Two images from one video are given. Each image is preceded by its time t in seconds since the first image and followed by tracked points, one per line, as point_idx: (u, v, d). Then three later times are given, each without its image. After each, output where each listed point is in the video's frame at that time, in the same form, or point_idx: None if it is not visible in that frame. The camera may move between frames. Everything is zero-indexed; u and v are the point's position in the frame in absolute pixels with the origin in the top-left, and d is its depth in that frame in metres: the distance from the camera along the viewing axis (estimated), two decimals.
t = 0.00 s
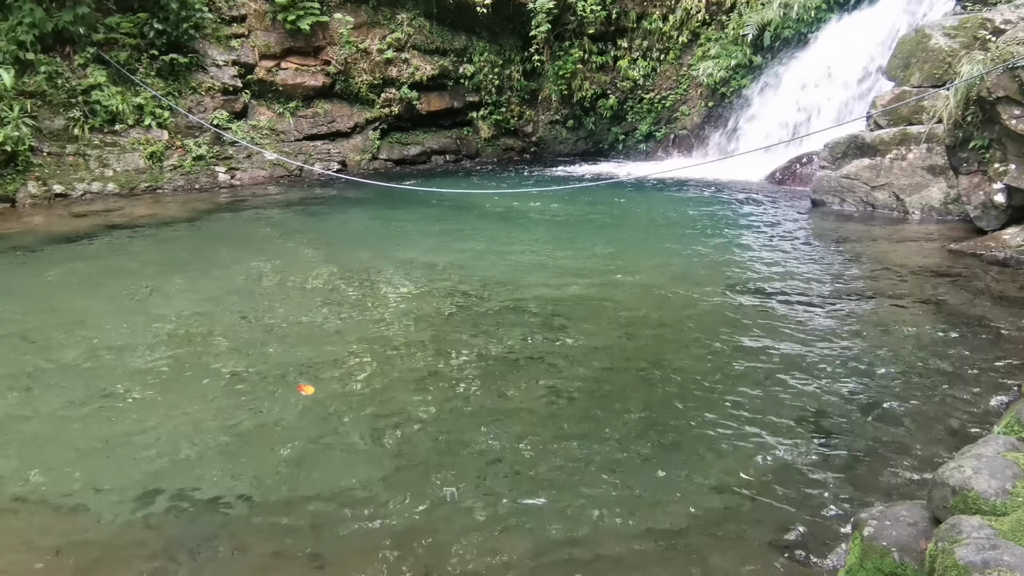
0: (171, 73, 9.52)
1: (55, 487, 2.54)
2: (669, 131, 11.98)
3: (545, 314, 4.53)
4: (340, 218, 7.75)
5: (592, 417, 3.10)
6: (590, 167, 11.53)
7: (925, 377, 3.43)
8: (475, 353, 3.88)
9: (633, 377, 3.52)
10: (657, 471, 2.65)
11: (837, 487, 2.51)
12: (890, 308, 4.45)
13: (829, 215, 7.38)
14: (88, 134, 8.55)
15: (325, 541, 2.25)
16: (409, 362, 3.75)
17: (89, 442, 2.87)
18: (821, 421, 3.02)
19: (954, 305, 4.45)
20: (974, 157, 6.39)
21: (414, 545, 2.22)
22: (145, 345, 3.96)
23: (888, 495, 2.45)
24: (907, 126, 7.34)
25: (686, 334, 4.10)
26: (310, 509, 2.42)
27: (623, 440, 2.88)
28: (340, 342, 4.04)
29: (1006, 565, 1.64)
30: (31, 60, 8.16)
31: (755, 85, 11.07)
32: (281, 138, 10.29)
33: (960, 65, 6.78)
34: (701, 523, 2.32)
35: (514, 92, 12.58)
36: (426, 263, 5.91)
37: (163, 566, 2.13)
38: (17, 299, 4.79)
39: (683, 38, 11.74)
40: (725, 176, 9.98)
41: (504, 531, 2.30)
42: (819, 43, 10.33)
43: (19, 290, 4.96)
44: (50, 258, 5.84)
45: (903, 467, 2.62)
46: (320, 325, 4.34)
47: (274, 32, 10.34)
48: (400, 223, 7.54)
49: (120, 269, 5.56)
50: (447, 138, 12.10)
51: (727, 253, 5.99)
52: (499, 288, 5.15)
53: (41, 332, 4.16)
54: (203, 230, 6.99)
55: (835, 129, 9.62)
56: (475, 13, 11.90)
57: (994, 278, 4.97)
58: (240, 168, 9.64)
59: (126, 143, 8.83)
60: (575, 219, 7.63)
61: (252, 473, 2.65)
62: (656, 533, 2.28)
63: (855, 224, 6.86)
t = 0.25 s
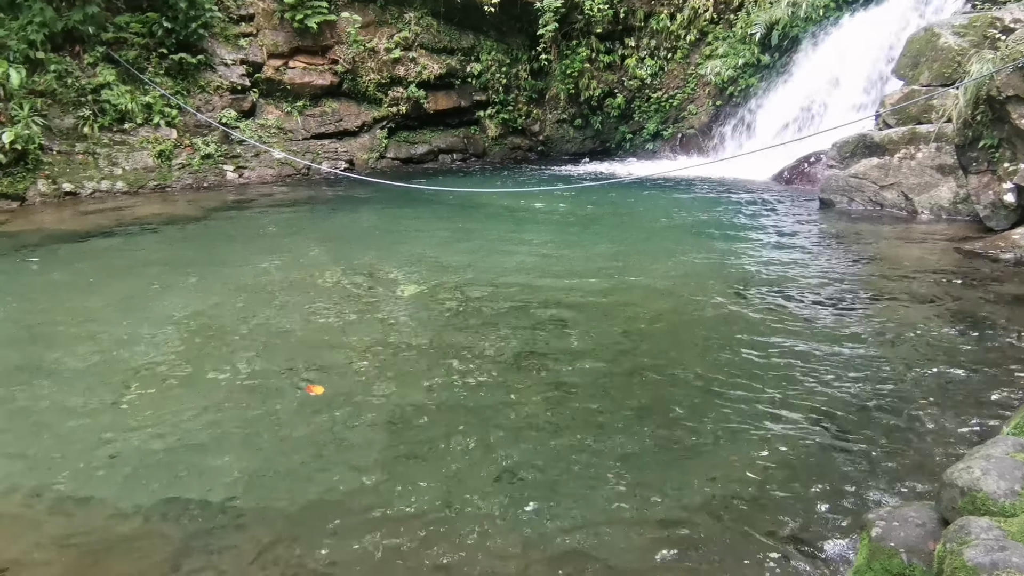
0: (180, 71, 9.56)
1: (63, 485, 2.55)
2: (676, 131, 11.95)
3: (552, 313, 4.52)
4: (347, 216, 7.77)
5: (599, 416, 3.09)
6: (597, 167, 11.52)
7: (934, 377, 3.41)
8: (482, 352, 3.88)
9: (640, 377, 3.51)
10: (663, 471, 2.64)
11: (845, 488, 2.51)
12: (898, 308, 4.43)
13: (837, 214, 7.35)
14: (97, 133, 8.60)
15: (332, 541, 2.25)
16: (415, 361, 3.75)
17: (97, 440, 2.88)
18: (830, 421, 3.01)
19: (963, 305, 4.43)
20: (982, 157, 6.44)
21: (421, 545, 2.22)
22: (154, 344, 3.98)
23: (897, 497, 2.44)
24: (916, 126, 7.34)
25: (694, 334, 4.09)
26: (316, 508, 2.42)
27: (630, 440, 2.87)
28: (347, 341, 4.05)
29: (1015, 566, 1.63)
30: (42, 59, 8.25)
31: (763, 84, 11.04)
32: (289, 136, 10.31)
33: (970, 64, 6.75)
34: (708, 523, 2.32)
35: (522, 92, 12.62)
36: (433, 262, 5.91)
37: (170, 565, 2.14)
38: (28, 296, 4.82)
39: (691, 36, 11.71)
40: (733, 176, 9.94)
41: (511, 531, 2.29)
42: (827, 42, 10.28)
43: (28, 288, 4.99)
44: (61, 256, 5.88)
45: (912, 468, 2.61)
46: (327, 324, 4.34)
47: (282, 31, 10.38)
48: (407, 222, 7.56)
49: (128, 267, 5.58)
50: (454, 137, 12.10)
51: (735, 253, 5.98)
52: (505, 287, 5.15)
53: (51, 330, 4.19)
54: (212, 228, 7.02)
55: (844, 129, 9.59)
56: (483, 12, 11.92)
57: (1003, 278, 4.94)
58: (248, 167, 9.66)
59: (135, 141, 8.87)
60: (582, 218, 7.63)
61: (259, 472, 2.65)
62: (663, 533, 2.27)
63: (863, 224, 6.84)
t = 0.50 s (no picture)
0: (190, 70, 9.60)
1: (73, 483, 2.57)
2: (685, 130, 11.92)
3: (560, 313, 4.52)
4: (355, 215, 7.78)
5: (606, 416, 3.09)
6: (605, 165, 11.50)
7: (944, 378, 3.39)
8: (490, 351, 3.89)
9: (647, 377, 3.51)
10: (670, 471, 2.64)
11: (852, 489, 2.50)
12: (908, 309, 4.40)
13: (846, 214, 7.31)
14: (107, 131, 8.64)
15: (340, 539, 2.26)
16: (423, 360, 3.76)
17: (106, 438, 2.90)
18: (837, 421, 3.01)
19: (972, 305, 4.41)
20: (993, 156, 6.45)
21: (428, 545, 2.22)
22: (163, 342, 4.00)
23: (904, 497, 2.44)
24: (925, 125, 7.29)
25: (702, 334, 4.08)
26: (324, 507, 2.43)
27: (636, 440, 2.87)
28: (355, 340, 4.05)
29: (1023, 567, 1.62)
30: (52, 57, 8.31)
31: (771, 83, 10.99)
32: (298, 135, 10.33)
33: (980, 63, 6.72)
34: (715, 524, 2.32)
35: (530, 91, 12.59)
36: (441, 261, 5.92)
37: (179, 562, 2.15)
38: (38, 294, 4.85)
39: (699, 35, 11.71)
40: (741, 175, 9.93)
41: (517, 530, 2.30)
42: (837, 40, 10.23)
43: (38, 286, 5.02)
44: (71, 254, 5.91)
45: (920, 470, 2.60)
46: (335, 323, 4.35)
47: (292, 31, 10.41)
48: (415, 221, 7.56)
49: (138, 265, 5.61)
50: (462, 136, 12.09)
51: (744, 253, 5.94)
52: (513, 286, 5.15)
53: (61, 328, 4.22)
54: (221, 227, 7.05)
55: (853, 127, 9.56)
56: (491, 11, 12.00)
57: (1014, 278, 4.91)
58: (256, 165, 9.69)
59: (144, 140, 8.92)
60: (590, 217, 7.62)
61: (267, 470, 2.66)
62: (670, 533, 2.27)
63: (872, 223, 6.81)
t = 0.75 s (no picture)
0: (200, 69, 9.64)
1: (84, 480, 2.59)
2: (693, 128, 11.88)
3: (567, 312, 4.52)
4: (364, 213, 7.80)
5: (613, 415, 3.09)
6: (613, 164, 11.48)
7: (955, 378, 3.37)
8: (498, 349, 3.89)
9: (655, 375, 3.50)
10: (677, 470, 2.64)
11: (860, 488, 2.50)
12: (918, 308, 4.38)
13: (856, 213, 7.27)
14: (118, 130, 8.70)
15: (349, 537, 2.27)
16: (432, 358, 3.76)
17: (117, 435, 2.92)
18: (844, 420, 3.01)
19: (983, 305, 4.38)
20: (1005, 155, 6.40)
21: (436, 543, 2.23)
22: (173, 339, 4.02)
23: (913, 496, 2.44)
24: (937, 123, 7.28)
25: (711, 333, 4.07)
26: (332, 505, 2.44)
27: (644, 439, 2.87)
28: (364, 338, 4.07)
29: None
30: (63, 56, 8.37)
31: (781, 81, 10.94)
32: (307, 133, 10.36)
33: (991, 62, 6.69)
34: (723, 523, 2.31)
35: (539, 89, 12.60)
36: (449, 259, 5.93)
37: (188, 559, 2.17)
38: (50, 291, 4.89)
39: (708, 33, 11.69)
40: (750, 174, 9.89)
41: (524, 529, 2.30)
42: (847, 38, 10.19)
43: (50, 283, 5.06)
44: (82, 251, 5.95)
45: (930, 470, 2.59)
46: (344, 321, 4.36)
47: (301, 29, 10.42)
48: (424, 219, 7.58)
49: (148, 263, 5.64)
50: (471, 134, 12.06)
51: (753, 252, 5.92)
52: (522, 285, 5.15)
53: (72, 325, 4.25)
54: (230, 225, 7.08)
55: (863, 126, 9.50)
56: (500, 9, 12.04)
57: None
58: (265, 163, 9.72)
59: (154, 138, 8.96)
60: (598, 216, 7.62)
61: (276, 468, 2.67)
62: (677, 533, 2.27)
63: (882, 222, 6.78)
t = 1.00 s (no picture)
0: (207, 68, 9.67)
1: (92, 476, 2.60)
2: (699, 127, 11.91)
3: (573, 310, 4.52)
4: (370, 211, 7.82)
5: (619, 414, 3.10)
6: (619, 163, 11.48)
7: (962, 378, 3.36)
8: (504, 348, 3.89)
9: (660, 374, 3.50)
10: (683, 469, 2.64)
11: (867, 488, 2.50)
12: (926, 308, 4.37)
13: (862, 212, 7.26)
14: (126, 128, 8.73)
15: (356, 534, 2.28)
16: (438, 356, 3.77)
17: (124, 432, 2.93)
18: (849, 419, 3.01)
19: (991, 305, 4.37)
20: (1014, 155, 6.30)
21: (442, 541, 2.24)
22: (180, 335, 4.05)
23: (920, 496, 2.43)
24: (945, 122, 7.19)
25: (716, 332, 4.08)
26: (339, 502, 2.45)
27: (649, 438, 2.87)
28: (370, 335, 4.09)
29: None
30: (72, 55, 8.40)
31: (789, 80, 10.87)
32: (314, 132, 10.40)
33: (1000, 60, 6.66)
34: (729, 523, 2.31)
35: (546, 88, 12.54)
36: (456, 257, 5.94)
37: (196, 555, 2.18)
38: (58, 288, 4.92)
39: (715, 32, 11.68)
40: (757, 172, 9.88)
41: (530, 526, 2.31)
42: (856, 37, 10.13)
43: (58, 280, 5.09)
44: (90, 248, 5.99)
45: (939, 471, 2.58)
46: (350, 318, 4.38)
47: (308, 28, 10.40)
48: (430, 217, 7.60)
49: (155, 260, 5.67)
50: (477, 133, 12.11)
51: (759, 251, 5.92)
52: (528, 283, 5.15)
53: (80, 321, 4.28)
54: (237, 222, 7.11)
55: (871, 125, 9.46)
56: (506, 8, 12.09)
57: None
58: (272, 162, 9.75)
59: (162, 137, 8.99)
60: (604, 214, 7.62)
61: (282, 464, 2.69)
62: (683, 532, 2.27)
63: (888, 221, 6.78)
